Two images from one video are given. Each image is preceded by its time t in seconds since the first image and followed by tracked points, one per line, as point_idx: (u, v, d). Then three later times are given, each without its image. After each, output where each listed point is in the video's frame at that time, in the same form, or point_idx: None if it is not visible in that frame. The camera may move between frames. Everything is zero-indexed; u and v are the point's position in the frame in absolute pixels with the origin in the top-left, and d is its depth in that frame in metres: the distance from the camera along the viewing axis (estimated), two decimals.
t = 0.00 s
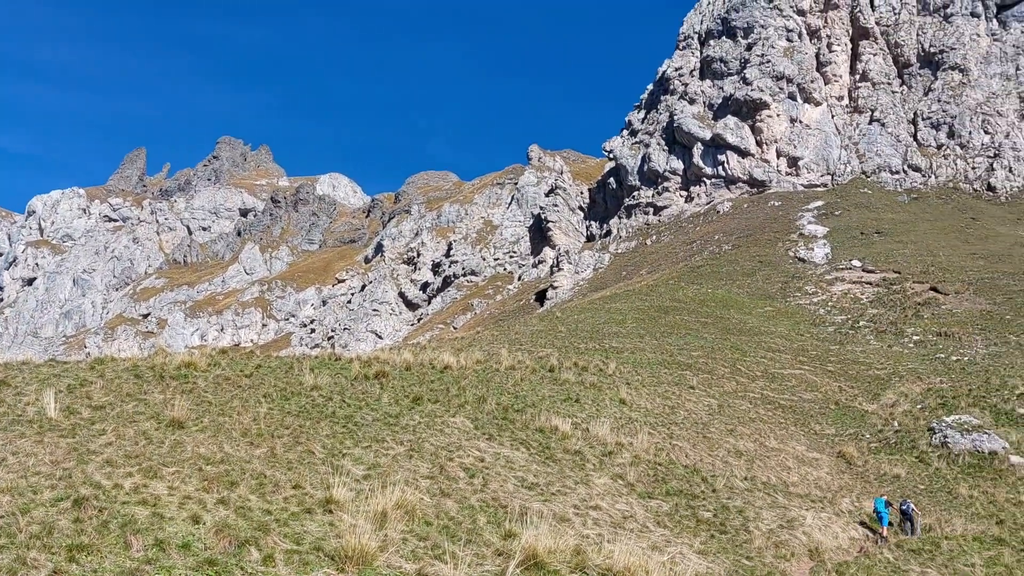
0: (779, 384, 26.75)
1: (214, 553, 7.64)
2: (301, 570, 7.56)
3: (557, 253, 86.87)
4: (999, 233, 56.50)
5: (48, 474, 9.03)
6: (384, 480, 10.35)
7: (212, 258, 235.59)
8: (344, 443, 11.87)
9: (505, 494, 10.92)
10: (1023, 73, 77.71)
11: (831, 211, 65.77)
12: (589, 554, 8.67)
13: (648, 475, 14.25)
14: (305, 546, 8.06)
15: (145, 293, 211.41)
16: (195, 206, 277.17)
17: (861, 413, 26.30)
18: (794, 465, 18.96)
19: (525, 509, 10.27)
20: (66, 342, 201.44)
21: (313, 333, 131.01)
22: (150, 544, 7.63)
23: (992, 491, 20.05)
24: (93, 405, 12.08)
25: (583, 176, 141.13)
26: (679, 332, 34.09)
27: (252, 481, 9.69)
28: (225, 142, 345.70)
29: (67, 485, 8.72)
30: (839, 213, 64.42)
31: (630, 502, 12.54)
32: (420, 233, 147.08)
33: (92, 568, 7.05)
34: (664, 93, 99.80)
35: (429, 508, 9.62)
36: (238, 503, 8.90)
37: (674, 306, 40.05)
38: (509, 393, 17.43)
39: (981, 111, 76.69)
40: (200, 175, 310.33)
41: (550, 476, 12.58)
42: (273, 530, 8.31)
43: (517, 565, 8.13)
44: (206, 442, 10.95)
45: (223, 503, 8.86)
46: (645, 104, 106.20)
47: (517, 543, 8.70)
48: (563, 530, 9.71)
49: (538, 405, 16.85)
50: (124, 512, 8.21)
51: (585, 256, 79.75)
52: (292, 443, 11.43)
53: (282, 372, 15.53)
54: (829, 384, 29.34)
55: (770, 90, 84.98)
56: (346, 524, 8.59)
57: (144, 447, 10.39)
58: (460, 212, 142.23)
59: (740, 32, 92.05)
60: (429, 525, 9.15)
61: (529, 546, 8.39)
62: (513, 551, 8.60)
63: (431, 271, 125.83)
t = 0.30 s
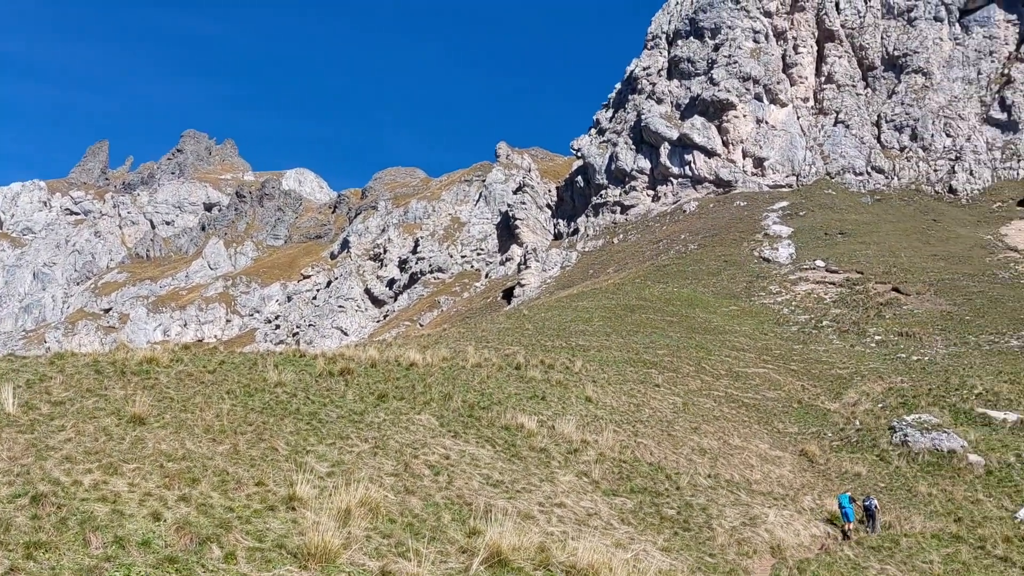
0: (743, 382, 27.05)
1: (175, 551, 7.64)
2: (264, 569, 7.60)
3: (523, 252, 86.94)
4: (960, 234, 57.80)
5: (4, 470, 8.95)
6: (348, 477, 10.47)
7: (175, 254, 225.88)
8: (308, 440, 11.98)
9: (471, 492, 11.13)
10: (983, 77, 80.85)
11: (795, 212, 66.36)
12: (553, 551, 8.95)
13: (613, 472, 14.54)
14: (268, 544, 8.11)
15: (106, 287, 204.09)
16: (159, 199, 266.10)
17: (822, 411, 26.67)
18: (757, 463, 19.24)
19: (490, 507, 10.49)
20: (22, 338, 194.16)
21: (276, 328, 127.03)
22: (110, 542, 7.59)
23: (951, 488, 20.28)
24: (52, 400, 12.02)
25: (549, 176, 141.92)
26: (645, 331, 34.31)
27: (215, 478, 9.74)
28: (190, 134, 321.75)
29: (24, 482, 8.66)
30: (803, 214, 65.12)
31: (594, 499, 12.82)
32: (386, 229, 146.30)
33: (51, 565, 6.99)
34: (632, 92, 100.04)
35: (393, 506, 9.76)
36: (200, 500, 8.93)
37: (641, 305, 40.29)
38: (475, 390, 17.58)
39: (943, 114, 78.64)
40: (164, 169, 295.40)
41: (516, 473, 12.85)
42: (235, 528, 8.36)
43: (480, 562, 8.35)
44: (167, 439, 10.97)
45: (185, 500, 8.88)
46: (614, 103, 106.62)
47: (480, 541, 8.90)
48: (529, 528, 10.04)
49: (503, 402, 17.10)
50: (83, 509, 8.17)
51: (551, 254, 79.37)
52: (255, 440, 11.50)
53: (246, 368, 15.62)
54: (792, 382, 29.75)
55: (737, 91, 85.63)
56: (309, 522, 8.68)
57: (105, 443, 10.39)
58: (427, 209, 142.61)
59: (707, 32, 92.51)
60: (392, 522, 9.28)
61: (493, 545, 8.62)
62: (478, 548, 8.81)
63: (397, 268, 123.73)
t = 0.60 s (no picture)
0: (711, 378, 27.32)
1: (138, 544, 7.64)
2: (230, 562, 7.66)
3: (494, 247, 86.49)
4: (926, 233, 58.49)
5: None
6: (315, 471, 10.63)
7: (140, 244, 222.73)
8: (275, 433, 12.11)
9: (439, 486, 11.37)
10: (950, 78, 83.22)
11: (765, 208, 67.03)
12: (520, 545, 9.30)
13: (581, 466, 14.86)
14: (233, 537, 8.15)
15: (70, 278, 199.32)
16: (124, 188, 257.92)
17: (789, 407, 27.01)
18: (723, 458, 19.60)
19: (458, 501, 10.78)
20: None
21: (246, 321, 126.55)
22: (73, 534, 7.58)
23: (914, 483, 20.55)
24: (14, 392, 12.01)
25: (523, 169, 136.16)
26: (615, 326, 34.55)
27: (180, 470, 9.79)
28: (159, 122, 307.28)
29: None
30: (772, 211, 65.64)
31: (562, 493, 13.25)
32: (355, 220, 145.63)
33: (13, 557, 6.94)
34: (604, 87, 99.77)
35: (361, 500, 9.95)
36: (164, 492, 8.98)
37: (609, 301, 40.47)
38: (444, 383, 17.73)
39: (910, 114, 80.14)
40: (129, 157, 282.61)
41: (484, 467, 13.13)
42: (200, 520, 8.39)
43: (447, 556, 8.62)
44: (132, 431, 11.02)
45: (149, 493, 8.90)
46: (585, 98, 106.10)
47: (448, 535, 9.13)
48: (497, 522, 10.52)
49: (472, 396, 17.29)
50: (45, 501, 8.16)
51: (523, 249, 78.65)
52: (221, 433, 11.58)
53: (212, 359, 15.67)
54: (759, 378, 30.06)
55: (707, 88, 85.82)
56: (275, 514, 8.78)
57: (68, 435, 10.41)
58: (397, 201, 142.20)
59: (678, 29, 92.84)
60: (359, 515, 9.47)
61: (460, 538, 8.90)
62: (445, 542, 9.06)
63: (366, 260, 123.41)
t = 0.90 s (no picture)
0: (666, 370, 27.66)
1: (86, 536, 7.54)
2: (181, 555, 7.63)
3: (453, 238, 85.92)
4: (879, 229, 59.56)
5: None
6: (268, 463, 10.72)
7: (91, 233, 217.21)
8: (228, 424, 12.14)
9: (393, 478, 11.51)
10: (903, 77, 85.45)
11: (720, 203, 68.05)
12: (474, 538, 9.62)
13: (537, 459, 15.05)
14: (184, 530, 8.15)
15: (20, 266, 193.26)
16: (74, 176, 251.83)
17: (743, 400, 27.39)
18: (678, 450, 19.82)
19: (412, 493, 10.94)
20: None
21: (197, 311, 123.06)
22: (19, 527, 7.42)
23: (863, 476, 20.94)
24: None
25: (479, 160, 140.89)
26: (572, 319, 34.75)
27: (129, 462, 9.77)
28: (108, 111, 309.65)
29: None
30: (728, 206, 66.52)
31: (518, 485, 13.43)
32: (312, 212, 144.36)
33: None
34: (562, 81, 98.86)
35: (315, 493, 10.07)
36: (113, 485, 8.92)
37: (567, 294, 40.71)
38: (401, 375, 17.81)
39: (864, 111, 81.63)
40: (81, 145, 279.56)
41: (439, 459, 13.27)
42: (150, 513, 8.35)
43: (401, 548, 8.84)
44: (82, 422, 11.03)
45: (97, 484, 8.85)
46: (544, 91, 106.00)
47: (402, 527, 9.35)
48: (452, 513, 10.67)
49: (428, 388, 17.38)
50: None
51: (481, 241, 77.49)
52: (173, 424, 11.61)
53: (164, 350, 15.72)
54: (714, 371, 30.49)
55: (665, 83, 85.13)
56: (227, 507, 8.83)
57: (14, 426, 10.36)
58: (355, 193, 141.58)
59: (637, 23, 92.33)
60: (313, 508, 9.60)
61: (414, 531, 9.13)
62: (398, 534, 9.27)
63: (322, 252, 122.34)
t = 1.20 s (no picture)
0: (624, 360, 27.88)
1: (37, 528, 7.43)
2: (134, 547, 7.57)
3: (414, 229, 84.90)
4: (835, 222, 60.31)
5: None
6: (223, 455, 10.67)
7: (44, 222, 210.36)
8: (183, 416, 12.05)
9: (350, 469, 11.54)
10: (860, 71, 86.76)
11: (680, 196, 68.68)
12: (432, 529, 9.76)
13: (496, 450, 15.14)
14: (138, 522, 8.10)
15: None
16: (27, 164, 244.65)
17: (700, 390, 27.73)
18: (636, 440, 19.97)
19: (369, 484, 10.98)
20: None
21: (153, 301, 120.85)
22: None
23: (818, 466, 21.24)
24: None
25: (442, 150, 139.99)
26: (531, 310, 34.87)
27: (82, 454, 9.67)
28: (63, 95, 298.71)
29: None
30: (688, 199, 67.09)
31: (477, 475, 13.49)
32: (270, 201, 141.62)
33: None
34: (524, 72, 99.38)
35: (272, 484, 10.07)
36: (64, 477, 8.83)
37: (528, 285, 40.81)
38: (361, 367, 17.77)
39: (821, 106, 83.17)
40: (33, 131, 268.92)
41: (398, 450, 13.27)
42: (104, 506, 8.28)
43: (358, 539, 8.91)
44: (33, 414, 10.91)
45: (49, 476, 8.75)
46: (506, 82, 106.23)
47: (359, 518, 9.43)
48: (409, 504, 10.72)
49: (385, 379, 17.38)
50: None
51: (440, 232, 76.92)
52: (126, 416, 11.50)
53: (118, 341, 15.63)
54: (671, 362, 30.70)
55: (627, 76, 86.37)
56: (182, 499, 8.78)
57: None
58: (313, 181, 139.36)
59: (597, 15, 93.20)
60: (270, 499, 9.62)
61: (372, 522, 9.22)
62: (355, 525, 9.33)
63: (280, 242, 121.39)
